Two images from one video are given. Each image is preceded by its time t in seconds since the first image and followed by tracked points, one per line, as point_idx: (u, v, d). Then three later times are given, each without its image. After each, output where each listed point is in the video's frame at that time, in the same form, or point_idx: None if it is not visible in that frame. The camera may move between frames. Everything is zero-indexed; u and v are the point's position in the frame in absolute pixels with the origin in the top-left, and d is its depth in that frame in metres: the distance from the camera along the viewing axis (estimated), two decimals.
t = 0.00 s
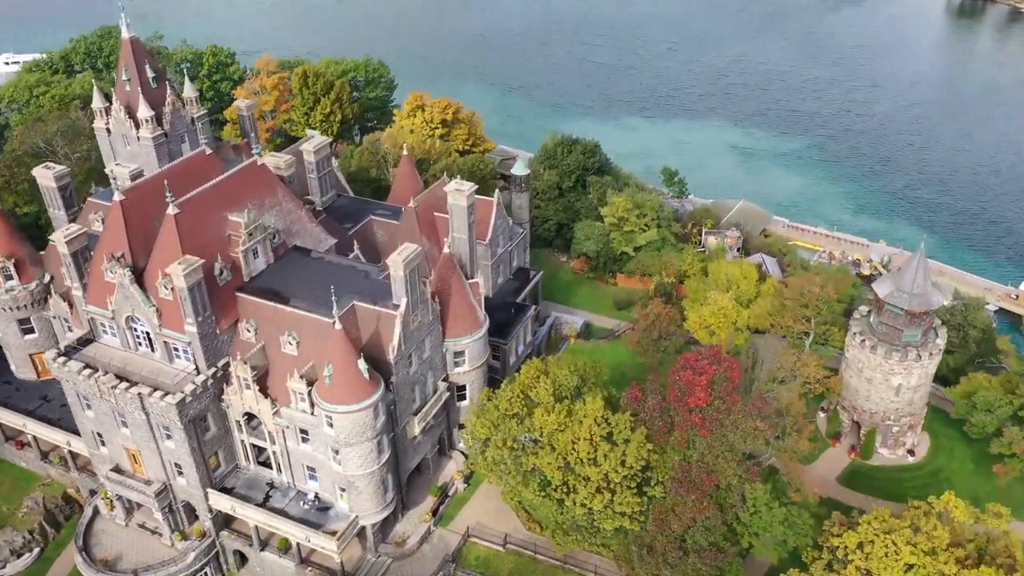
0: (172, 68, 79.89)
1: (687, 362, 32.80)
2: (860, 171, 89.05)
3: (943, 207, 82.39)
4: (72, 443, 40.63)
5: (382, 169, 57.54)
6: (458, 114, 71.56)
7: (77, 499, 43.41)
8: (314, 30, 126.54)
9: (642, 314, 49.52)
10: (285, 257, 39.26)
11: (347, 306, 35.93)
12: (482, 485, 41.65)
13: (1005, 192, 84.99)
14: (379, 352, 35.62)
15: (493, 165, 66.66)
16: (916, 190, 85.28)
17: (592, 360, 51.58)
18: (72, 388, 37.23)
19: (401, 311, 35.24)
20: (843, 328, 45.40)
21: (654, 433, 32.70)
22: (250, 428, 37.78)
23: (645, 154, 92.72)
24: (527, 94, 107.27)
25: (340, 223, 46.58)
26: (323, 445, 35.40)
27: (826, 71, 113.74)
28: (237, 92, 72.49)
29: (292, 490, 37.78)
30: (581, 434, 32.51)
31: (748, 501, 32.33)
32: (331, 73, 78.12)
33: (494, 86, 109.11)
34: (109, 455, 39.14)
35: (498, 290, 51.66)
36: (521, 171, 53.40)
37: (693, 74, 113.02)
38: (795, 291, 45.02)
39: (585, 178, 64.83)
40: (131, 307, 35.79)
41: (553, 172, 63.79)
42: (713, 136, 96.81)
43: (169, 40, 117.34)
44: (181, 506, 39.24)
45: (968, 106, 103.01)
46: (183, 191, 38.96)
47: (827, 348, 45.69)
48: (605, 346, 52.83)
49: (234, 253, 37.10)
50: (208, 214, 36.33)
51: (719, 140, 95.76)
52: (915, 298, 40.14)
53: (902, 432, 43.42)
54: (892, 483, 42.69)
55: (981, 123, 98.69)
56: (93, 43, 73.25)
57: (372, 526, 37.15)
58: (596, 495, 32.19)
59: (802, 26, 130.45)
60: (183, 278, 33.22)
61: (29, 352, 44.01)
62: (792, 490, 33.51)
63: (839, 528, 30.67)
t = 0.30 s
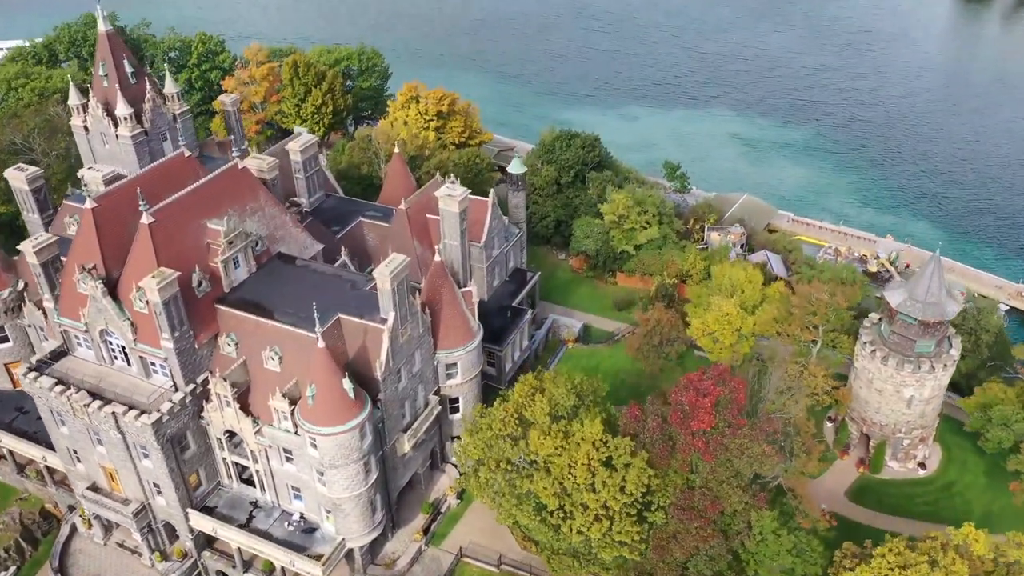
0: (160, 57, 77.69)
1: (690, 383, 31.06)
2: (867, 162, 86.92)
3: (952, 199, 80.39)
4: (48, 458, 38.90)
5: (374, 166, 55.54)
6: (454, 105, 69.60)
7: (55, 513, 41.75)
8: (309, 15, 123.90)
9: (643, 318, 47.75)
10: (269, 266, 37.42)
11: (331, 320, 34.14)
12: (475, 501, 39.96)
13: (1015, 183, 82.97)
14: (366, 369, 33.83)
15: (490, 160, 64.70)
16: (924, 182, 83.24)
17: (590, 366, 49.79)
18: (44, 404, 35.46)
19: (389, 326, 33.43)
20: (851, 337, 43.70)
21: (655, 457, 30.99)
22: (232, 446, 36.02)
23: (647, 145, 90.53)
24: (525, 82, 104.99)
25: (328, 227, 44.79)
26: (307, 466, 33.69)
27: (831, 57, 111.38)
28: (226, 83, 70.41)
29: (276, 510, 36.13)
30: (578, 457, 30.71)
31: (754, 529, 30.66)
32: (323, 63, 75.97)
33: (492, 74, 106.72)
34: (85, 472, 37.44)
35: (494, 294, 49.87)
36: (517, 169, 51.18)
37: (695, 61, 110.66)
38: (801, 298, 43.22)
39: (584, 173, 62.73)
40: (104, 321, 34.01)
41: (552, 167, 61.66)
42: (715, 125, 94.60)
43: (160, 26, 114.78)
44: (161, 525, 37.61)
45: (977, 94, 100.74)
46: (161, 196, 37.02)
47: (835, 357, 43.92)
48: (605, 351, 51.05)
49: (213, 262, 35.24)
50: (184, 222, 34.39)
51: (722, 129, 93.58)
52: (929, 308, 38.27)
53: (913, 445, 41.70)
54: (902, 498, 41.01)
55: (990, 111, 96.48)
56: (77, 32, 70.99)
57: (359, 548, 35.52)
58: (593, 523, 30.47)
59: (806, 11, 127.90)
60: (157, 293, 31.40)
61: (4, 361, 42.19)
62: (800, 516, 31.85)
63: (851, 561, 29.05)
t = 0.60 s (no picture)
0: (147, 46, 75.28)
1: (694, 408, 29.30)
2: (874, 154, 84.84)
3: (961, 193, 78.43)
4: (23, 476, 37.21)
5: (365, 163, 53.51)
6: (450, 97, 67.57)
7: (33, 530, 40.08)
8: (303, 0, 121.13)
9: (644, 324, 46.02)
10: (251, 276, 35.58)
11: (316, 336, 32.37)
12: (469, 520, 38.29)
13: None
14: (352, 389, 32.10)
15: (487, 155, 62.73)
16: (932, 174, 81.23)
17: (590, 373, 48.07)
18: (15, 423, 33.73)
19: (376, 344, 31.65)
20: (861, 347, 42.00)
21: (657, 486, 29.32)
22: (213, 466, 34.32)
23: (648, 135, 88.34)
24: (523, 71, 102.58)
25: (315, 230, 42.97)
26: (290, 490, 32.02)
27: (836, 44, 108.99)
28: (214, 74, 68.18)
29: (260, 533, 34.52)
30: (576, 486, 29.07)
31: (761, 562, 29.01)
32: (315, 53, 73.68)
33: (490, 62, 104.31)
34: (60, 492, 35.77)
35: (490, 298, 48.06)
36: (514, 168, 49.17)
37: (698, 48, 108.26)
38: (809, 307, 41.43)
39: (583, 169, 60.74)
40: (76, 337, 32.26)
41: (550, 163, 59.64)
42: (719, 115, 92.37)
43: (150, 13, 112.11)
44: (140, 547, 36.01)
45: (986, 82, 98.51)
46: (137, 205, 35.20)
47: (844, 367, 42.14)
48: (605, 356, 49.32)
49: (191, 275, 33.39)
50: (159, 233, 32.53)
51: (725, 119, 91.37)
52: (944, 320, 36.44)
53: (925, 460, 40.03)
54: (913, 515, 39.43)
55: (1000, 100, 94.28)
56: (59, 20, 68.54)
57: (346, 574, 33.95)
58: (592, 556, 28.86)
59: None
60: (128, 311, 29.57)
61: None
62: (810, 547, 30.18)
63: None
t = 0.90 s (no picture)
0: (133, 37, 73.10)
1: (697, 438, 27.55)
2: (881, 146, 82.76)
3: (970, 187, 76.42)
4: None
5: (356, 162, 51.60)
6: (445, 91, 65.62)
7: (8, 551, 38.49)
8: None
9: (644, 331, 44.28)
10: (231, 290, 33.73)
11: (299, 356, 30.53)
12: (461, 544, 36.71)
13: None
14: (338, 414, 30.41)
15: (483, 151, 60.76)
16: (940, 167, 79.19)
17: (588, 381, 46.36)
18: None
19: (362, 366, 29.81)
20: (870, 359, 40.28)
21: (658, 520, 27.66)
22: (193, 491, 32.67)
23: (649, 127, 86.11)
24: (522, 59, 100.30)
25: (302, 236, 41.18)
26: (273, 519, 30.39)
27: (842, 32, 106.62)
28: (201, 66, 65.91)
29: (242, 561, 32.93)
30: (573, 520, 27.48)
31: None
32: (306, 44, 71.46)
33: (487, 50, 102.02)
34: (33, 516, 34.13)
35: (485, 305, 46.31)
36: (510, 168, 47.26)
37: (700, 35, 105.90)
38: (817, 318, 39.66)
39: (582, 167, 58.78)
40: (45, 358, 30.51)
41: (548, 160, 57.63)
42: (721, 105, 90.20)
43: None
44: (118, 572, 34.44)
45: (995, 70, 96.24)
46: (111, 216, 33.42)
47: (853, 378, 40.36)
48: (604, 365, 47.57)
49: (166, 292, 31.57)
50: (132, 247, 30.72)
51: (727, 110, 89.19)
52: (961, 335, 34.65)
53: (937, 478, 38.38)
54: (925, 535, 37.77)
55: (1009, 89, 92.05)
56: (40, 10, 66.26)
57: None
58: None
59: None
60: (97, 333, 27.78)
61: None
62: None
63: None
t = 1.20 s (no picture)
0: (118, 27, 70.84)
1: (700, 474, 25.86)
2: (888, 138, 80.67)
3: (980, 181, 74.45)
4: None
5: (346, 162, 49.68)
6: (439, 84, 63.53)
7: None
8: None
9: (645, 341, 42.61)
10: (209, 308, 31.95)
11: (279, 382, 28.76)
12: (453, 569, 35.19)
13: None
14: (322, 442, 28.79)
15: (479, 147, 58.90)
16: (949, 160, 77.18)
17: (587, 393, 44.82)
18: None
19: (345, 394, 28.06)
20: (881, 373, 38.56)
21: (659, 560, 26.03)
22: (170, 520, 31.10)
23: (650, 118, 83.95)
24: (520, 47, 97.95)
25: (288, 245, 39.38)
26: (252, 553, 28.83)
27: (847, 19, 104.19)
28: (187, 58, 63.66)
29: None
30: (569, 560, 25.95)
31: None
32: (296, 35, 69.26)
33: (485, 37, 99.67)
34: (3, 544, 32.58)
35: (479, 313, 44.63)
36: (505, 170, 44.99)
37: (702, 23, 103.51)
38: (826, 333, 37.96)
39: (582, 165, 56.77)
40: (11, 384, 28.81)
41: (546, 158, 55.57)
42: (724, 95, 88.02)
43: None
44: None
45: (1004, 58, 93.90)
46: (82, 228, 31.60)
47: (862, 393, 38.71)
48: (602, 375, 45.99)
49: (139, 312, 29.81)
50: (101, 266, 28.92)
51: (730, 100, 87.04)
52: (978, 353, 32.92)
53: (950, 498, 36.81)
54: (935, 558, 36.19)
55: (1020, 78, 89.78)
56: None
57: None
58: None
59: None
60: (62, 362, 26.02)
61: None
62: None
63: None
